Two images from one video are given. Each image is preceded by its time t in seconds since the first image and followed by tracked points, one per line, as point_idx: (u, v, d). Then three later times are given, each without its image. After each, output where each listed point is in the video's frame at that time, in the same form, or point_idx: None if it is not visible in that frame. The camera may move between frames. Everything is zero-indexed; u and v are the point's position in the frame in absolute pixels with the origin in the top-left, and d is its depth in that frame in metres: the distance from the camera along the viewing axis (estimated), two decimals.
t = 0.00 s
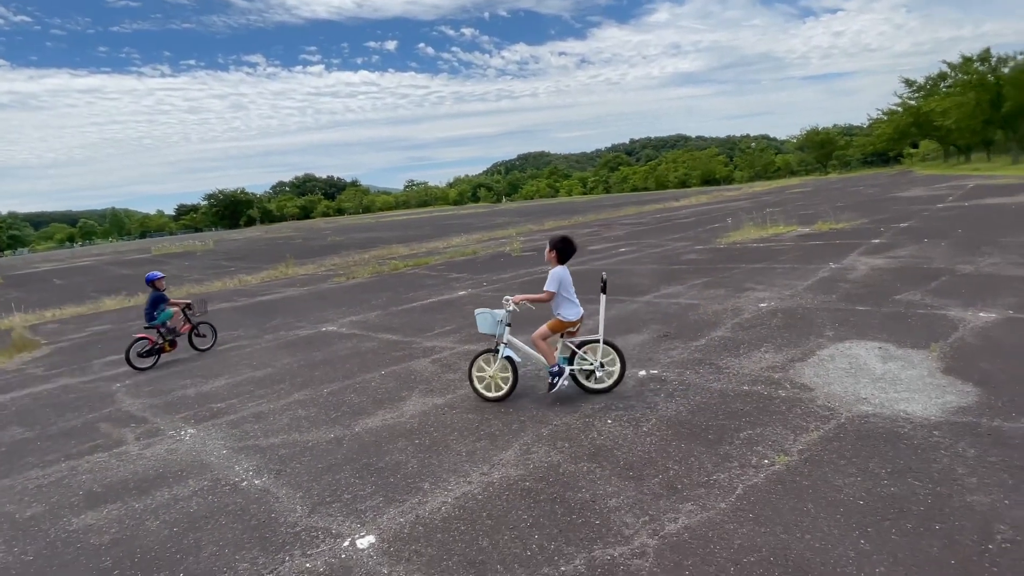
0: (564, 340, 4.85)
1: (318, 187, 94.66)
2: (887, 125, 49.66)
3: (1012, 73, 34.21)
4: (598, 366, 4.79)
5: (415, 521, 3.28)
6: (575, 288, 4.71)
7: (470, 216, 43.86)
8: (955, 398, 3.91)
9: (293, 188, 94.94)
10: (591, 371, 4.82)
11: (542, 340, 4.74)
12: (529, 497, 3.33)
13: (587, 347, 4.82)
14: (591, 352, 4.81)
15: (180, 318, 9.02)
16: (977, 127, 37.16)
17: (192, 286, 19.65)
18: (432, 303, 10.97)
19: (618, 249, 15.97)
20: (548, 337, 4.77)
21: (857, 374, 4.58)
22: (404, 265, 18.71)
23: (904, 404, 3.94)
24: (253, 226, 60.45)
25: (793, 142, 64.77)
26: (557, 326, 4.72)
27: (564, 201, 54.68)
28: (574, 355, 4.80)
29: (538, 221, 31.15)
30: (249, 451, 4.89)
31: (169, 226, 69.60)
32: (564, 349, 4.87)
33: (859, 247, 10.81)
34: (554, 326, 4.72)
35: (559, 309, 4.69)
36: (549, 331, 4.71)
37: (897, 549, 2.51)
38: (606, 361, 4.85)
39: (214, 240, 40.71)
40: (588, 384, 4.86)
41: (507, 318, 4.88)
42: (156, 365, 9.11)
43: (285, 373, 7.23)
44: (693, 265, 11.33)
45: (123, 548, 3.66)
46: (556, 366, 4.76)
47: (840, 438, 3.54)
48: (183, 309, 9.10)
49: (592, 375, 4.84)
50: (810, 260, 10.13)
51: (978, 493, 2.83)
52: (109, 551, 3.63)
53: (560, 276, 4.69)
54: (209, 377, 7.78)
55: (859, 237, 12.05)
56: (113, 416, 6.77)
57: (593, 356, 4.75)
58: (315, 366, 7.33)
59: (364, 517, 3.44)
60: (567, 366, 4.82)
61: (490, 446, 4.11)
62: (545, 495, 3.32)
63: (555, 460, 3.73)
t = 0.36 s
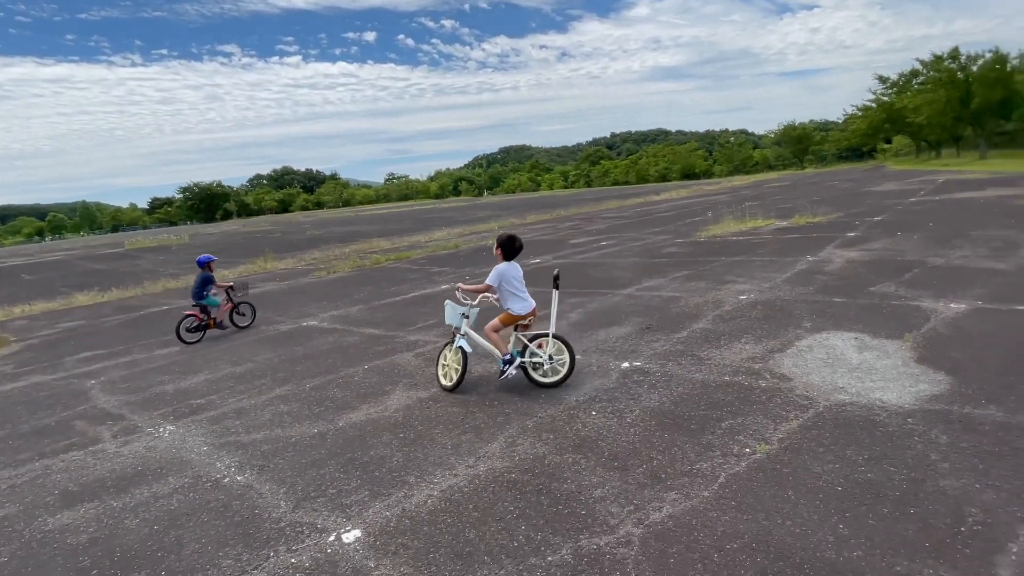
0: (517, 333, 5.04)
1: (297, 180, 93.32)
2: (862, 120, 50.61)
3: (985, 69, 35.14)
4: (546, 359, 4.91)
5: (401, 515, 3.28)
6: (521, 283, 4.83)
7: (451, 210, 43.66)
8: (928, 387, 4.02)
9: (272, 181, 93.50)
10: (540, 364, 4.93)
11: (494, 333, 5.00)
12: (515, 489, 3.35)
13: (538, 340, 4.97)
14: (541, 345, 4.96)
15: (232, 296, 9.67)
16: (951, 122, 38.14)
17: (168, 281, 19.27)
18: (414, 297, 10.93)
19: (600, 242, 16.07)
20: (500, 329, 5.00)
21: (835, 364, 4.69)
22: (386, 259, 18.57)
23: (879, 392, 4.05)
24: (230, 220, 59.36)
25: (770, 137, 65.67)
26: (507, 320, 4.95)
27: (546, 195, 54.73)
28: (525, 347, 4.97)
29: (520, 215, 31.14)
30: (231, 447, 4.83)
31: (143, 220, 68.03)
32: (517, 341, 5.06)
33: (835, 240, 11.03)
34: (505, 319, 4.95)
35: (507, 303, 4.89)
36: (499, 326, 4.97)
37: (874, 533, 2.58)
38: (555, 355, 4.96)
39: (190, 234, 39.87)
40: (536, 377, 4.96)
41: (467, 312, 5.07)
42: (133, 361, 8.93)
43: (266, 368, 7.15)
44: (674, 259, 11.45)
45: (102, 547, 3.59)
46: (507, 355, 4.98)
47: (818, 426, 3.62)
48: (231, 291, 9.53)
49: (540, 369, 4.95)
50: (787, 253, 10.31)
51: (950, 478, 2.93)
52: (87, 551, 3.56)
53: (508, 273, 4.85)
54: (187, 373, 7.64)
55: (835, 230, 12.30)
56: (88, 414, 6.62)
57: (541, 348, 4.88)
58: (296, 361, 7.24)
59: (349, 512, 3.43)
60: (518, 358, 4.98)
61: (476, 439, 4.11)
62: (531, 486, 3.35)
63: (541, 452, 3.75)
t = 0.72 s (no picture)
0: (452, 328, 5.18)
1: (258, 176, 90.91)
2: (818, 121, 52.28)
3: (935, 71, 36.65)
4: (471, 357, 5.01)
5: (363, 520, 3.20)
6: (454, 280, 4.97)
7: (418, 208, 43.21)
8: (883, 380, 4.15)
9: (232, 179, 90.92)
10: (465, 361, 5.03)
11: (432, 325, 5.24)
12: (480, 490, 3.30)
13: (466, 338, 5.06)
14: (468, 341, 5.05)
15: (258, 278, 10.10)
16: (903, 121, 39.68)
17: (121, 281, 18.50)
18: (379, 296, 10.76)
19: (566, 241, 16.14)
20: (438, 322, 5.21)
21: (792, 359, 4.80)
22: (350, 258, 18.26)
23: (835, 385, 4.16)
24: (187, 218, 57.36)
25: (731, 136, 67.16)
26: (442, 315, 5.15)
27: (513, 193, 54.74)
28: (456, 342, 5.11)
29: (486, 213, 31.04)
30: (186, 454, 4.64)
31: (95, 219, 65.21)
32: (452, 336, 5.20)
33: (793, 237, 11.33)
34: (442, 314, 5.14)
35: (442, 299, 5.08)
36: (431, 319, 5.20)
37: (833, 526, 2.63)
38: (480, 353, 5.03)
39: (144, 233, 38.37)
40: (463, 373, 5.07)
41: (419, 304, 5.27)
42: (82, 366, 8.52)
43: (224, 371, 6.91)
44: (638, 256, 11.57)
45: (44, 563, 3.39)
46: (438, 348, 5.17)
47: (777, 420, 3.69)
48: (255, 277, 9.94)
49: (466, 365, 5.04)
50: (747, 250, 10.54)
51: (906, 470, 3.01)
52: (28, 568, 3.35)
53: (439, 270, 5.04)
54: (140, 378, 7.33)
55: (793, 228, 12.64)
56: (32, 421, 6.27)
57: (464, 347, 4.98)
58: (255, 363, 7.02)
59: (309, 518, 3.33)
60: (449, 352, 5.13)
61: (440, 440, 4.05)
62: (496, 486, 3.30)
63: (506, 451, 3.72)
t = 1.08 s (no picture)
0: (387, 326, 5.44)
1: (213, 178, 88.01)
2: (770, 128, 54.11)
3: (878, 80, 38.40)
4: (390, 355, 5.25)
5: (312, 532, 3.08)
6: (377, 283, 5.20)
7: (380, 210, 42.68)
8: (829, 376, 4.27)
9: (185, 181, 87.81)
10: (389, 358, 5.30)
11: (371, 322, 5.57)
12: (435, 496, 3.23)
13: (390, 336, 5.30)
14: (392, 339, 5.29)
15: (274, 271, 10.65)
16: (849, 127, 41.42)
17: (62, 287, 17.55)
18: (337, 300, 10.53)
19: (527, 244, 16.15)
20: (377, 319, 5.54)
21: (744, 357, 4.90)
22: (308, 261, 17.85)
23: (784, 383, 4.26)
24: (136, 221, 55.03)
25: (688, 141, 68.78)
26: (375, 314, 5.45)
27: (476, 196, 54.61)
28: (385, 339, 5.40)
29: (449, 217, 30.89)
30: (127, 467, 4.37)
31: (35, 222, 61.84)
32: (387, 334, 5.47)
33: (746, 240, 11.65)
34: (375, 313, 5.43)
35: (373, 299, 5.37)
36: (368, 317, 5.48)
37: (782, 522, 2.67)
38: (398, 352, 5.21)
39: (90, 237, 36.62)
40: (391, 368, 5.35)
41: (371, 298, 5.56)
42: (16, 377, 8.01)
43: (171, 379, 6.60)
44: (599, 259, 11.68)
45: None
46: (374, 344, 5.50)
47: (730, 418, 3.75)
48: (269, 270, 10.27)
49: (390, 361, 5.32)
50: (703, 252, 10.76)
51: (851, 464, 3.09)
52: None
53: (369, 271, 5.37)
54: (80, 388, 6.93)
55: (746, 230, 13.01)
56: None
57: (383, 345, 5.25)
58: (205, 371, 6.73)
59: (255, 531, 3.18)
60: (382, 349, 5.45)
61: (395, 446, 3.95)
62: (451, 492, 3.24)
63: (462, 456, 3.65)
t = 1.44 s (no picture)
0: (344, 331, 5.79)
1: (176, 186, 85.58)
2: (735, 139, 55.43)
3: (837, 93, 39.67)
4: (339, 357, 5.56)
5: (251, 565, 2.89)
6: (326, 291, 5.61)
7: (349, 219, 42.10)
8: (788, 389, 4.27)
9: (146, 189, 85.21)
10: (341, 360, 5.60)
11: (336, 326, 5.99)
12: (384, 524, 3.08)
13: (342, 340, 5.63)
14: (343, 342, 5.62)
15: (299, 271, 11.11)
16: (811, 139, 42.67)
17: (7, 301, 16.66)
18: (298, 312, 10.23)
19: (496, 253, 16.07)
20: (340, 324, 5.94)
21: (706, 369, 4.88)
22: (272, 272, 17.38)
23: (744, 395, 4.23)
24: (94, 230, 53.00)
25: (657, 151, 69.85)
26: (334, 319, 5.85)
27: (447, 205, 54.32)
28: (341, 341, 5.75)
29: (418, 226, 30.63)
30: (60, 495, 4.04)
31: None
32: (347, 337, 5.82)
33: (711, 249, 11.78)
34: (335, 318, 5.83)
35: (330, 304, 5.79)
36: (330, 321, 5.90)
37: (738, 544, 2.61)
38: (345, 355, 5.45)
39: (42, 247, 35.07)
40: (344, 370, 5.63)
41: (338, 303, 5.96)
42: None
43: (115, 399, 6.24)
44: (566, 268, 11.65)
45: None
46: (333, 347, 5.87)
47: (690, 433, 3.69)
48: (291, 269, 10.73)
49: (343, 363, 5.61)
50: (669, 262, 10.83)
51: (808, 480, 3.06)
52: None
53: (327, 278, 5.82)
54: (16, 410, 6.49)
55: (711, 240, 13.19)
56: None
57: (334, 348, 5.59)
58: (152, 389, 6.40)
59: (189, 567, 2.98)
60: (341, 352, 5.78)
61: (346, 470, 3.78)
62: (401, 519, 3.09)
63: (415, 479, 3.50)
